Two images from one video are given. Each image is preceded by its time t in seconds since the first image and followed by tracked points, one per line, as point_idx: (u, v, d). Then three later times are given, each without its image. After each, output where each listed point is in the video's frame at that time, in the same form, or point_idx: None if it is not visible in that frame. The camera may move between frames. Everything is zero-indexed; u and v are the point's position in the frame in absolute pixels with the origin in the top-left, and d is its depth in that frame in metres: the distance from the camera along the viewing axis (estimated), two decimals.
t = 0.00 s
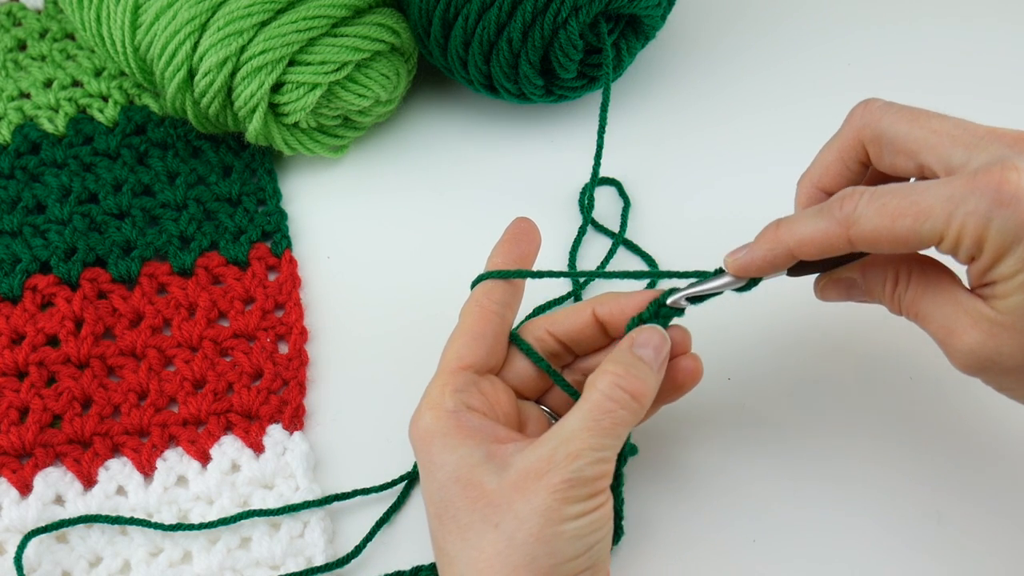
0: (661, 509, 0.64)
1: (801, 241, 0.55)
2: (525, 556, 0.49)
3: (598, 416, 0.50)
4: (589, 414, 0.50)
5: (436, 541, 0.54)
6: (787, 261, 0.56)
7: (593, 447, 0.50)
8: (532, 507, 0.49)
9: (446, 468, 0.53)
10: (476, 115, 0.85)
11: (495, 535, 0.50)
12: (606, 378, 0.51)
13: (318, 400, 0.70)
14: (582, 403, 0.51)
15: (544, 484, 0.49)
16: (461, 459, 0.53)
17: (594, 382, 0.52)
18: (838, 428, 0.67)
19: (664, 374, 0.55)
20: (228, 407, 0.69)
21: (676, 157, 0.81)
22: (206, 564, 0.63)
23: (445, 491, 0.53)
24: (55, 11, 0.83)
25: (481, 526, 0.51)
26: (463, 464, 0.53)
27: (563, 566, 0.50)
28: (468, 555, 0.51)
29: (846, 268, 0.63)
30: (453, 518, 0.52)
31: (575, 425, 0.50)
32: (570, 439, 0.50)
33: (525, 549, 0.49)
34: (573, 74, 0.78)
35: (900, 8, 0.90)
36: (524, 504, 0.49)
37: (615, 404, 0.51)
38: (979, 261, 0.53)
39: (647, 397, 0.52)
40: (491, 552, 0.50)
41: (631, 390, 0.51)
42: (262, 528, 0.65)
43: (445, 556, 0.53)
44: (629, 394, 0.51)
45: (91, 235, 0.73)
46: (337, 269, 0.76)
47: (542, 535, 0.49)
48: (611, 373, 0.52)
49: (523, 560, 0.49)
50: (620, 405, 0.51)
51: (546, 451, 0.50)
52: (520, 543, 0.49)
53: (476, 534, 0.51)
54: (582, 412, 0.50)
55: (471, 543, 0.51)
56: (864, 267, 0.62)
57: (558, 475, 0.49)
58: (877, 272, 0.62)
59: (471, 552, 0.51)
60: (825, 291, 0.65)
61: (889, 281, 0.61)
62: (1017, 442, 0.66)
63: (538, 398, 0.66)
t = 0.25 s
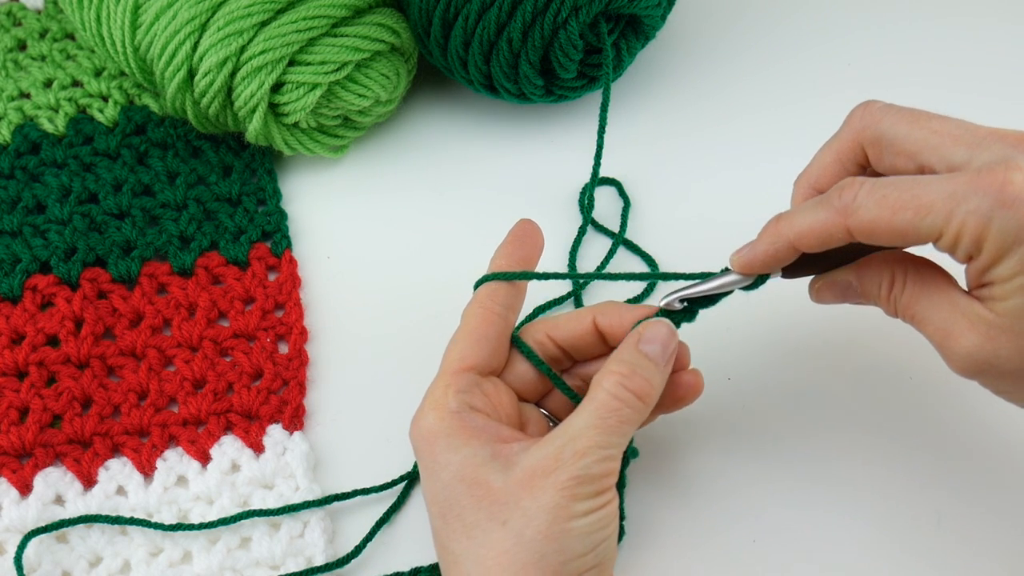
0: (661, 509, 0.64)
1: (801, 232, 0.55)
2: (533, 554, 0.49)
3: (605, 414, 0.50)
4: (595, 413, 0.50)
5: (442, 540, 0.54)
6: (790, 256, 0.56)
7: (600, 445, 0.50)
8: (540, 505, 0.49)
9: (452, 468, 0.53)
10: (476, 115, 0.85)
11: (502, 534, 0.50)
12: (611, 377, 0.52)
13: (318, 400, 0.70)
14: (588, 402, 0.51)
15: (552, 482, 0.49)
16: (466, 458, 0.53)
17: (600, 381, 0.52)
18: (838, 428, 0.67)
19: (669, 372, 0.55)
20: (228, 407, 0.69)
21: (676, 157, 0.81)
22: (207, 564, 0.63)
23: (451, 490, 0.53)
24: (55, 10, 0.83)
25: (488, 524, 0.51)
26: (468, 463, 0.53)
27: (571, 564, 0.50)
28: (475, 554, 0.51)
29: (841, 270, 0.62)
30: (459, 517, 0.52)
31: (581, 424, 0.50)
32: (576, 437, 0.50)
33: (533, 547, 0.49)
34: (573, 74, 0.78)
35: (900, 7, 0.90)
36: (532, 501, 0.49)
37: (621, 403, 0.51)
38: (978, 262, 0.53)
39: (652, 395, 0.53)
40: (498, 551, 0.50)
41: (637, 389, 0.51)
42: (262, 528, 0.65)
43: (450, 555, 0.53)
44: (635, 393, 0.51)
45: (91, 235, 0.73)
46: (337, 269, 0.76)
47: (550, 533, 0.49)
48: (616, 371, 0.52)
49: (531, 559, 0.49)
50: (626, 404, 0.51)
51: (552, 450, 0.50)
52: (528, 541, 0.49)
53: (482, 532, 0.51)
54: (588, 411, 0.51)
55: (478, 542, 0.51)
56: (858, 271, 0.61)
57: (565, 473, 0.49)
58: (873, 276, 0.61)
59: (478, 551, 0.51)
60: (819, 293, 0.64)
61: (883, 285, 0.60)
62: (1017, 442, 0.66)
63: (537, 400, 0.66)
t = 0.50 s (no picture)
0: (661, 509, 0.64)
1: (791, 234, 0.56)
2: (589, 544, 0.50)
3: (652, 409, 0.51)
4: (643, 405, 0.51)
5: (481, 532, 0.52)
6: (783, 258, 0.58)
7: (650, 437, 0.50)
8: (595, 497, 0.49)
9: (493, 459, 0.52)
10: (476, 115, 0.85)
11: (556, 526, 0.50)
12: (656, 370, 0.52)
13: (318, 400, 0.70)
14: (629, 394, 0.51)
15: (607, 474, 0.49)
16: (508, 449, 0.52)
17: (641, 374, 0.52)
18: (838, 428, 0.67)
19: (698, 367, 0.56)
20: (228, 407, 0.69)
21: (676, 157, 0.81)
22: (206, 564, 0.63)
23: (493, 481, 0.52)
24: (55, 10, 0.83)
25: (539, 516, 0.50)
26: (511, 454, 0.51)
27: (622, 555, 0.51)
28: (526, 546, 0.50)
29: (834, 276, 0.61)
30: (505, 508, 0.51)
31: (628, 417, 0.50)
32: (626, 429, 0.50)
33: (590, 538, 0.49)
34: (573, 74, 0.78)
35: (900, 7, 0.90)
36: (584, 494, 0.49)
37: (665, 398, 0.52)
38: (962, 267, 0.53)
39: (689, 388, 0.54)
40: (554, 543, 0.50)
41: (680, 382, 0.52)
42: (262, 528, 0.65)
43: (494, 547, 0.52)
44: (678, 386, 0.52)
45: (91, 235, 0.73)
46: (337, 269, 0.76)
47: (606, 524, 0.50)
48: (658, 364, 0.52)
49: (588, 550, 0.50)
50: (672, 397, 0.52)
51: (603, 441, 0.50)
52: (585, 532, 0.49)
53: (534, 524, 0.50)
54: (636, 403, 0.51)
55: (530, 534, 0.50)
56: (847, 279, 0.60)
57: (618, 465, 0.49)
58: (862, 283, 0.60)
59: (529, 543, 0.50)
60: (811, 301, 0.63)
61: (873, 293, 0.59)
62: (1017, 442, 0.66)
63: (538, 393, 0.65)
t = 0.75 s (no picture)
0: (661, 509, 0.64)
1: (803, 177, 0.64)
2: (631, 541, 0.50)
3: (697, 408, 0.50)
4: (689, 405, 0.50)
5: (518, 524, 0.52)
6: (794, 207, 0.66)
7: (694, 437, 0.50)
8: (640, 496, 0.49)
9: (536, 453, 0.51)
10: (476, 115, 0.85)
11: (599, 523, 0.50)
12: (703, 368, 0.51)
13: (318, 400, 0.70)
14: (675, 392, 0.51)
15: (651, 474, 0.49)
16: (553, 443, 0.50)
17: (687, 371, 0.52)
18: (839, 428, 0.67)
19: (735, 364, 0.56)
20: (228, 407, 0.69)
21: (676, 157, 0.81)
22: (206, 564, 0.63)
23: (535, 476, 0.51)
24: (55, 11, 0.83)
25: (583, 513, 0.50)
26: (556, 449, 0.50)
27: (661, 553, 0.52)
28: (569, 541, 0.51)
29: (841, 246, 0.59)
30: (548, 503, 0.51)
31: (675, 416, 0.50)
32: (671, 429, 0.50)
33: (632, 535, 0.50)
34: (573, 74, 0.78)
35: (900, 7, 0.90)
36: (629, 493, 0.49)
37: (710, 396, 0.51)
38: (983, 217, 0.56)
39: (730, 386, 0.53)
40: (597, 540, 0.50)
41: (724, 382, 0.52)
42: (262, 528, 0.65)
43: (534, 540, 0.52)
44: (723, 386, 0.52)
45: (91, 235, 0.73)
46: (337, 269, 0.76)
47: (648, 523, 0.50)
48: (703, 362, 0.52)
49: (630, 547, 0.50)
50: (716, 397, 0.52)
51: (650, 440, 0.50)
52: (627, 530, 0.50)
53: (577, 521, 0.50)
54: (683, 401, 0.50)
55: (572, 528, 0.51)
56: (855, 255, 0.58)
57: (664, 465, 0.49)
58: (870, 257, 0.57)
59: (572, 538, 0.51)
60: (811, 271, 0.59)
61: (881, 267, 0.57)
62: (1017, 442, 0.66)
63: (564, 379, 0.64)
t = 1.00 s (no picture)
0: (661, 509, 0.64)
1: (794, 162, 0.65)
2: (617, 542, 0.50)
3: (694, 411, 0.50)
4: (686, 408, 0.50)
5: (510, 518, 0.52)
6: (779, 192, 0.66)
7: (689, 442, 0.50)
8: (628, 497, 0.49)
9: (529, 447, 0.51)
10: (477, 115, 0.85)
11: (585, 522, 0.50)
12: (703, 373, 0.51)
13: (318, 400, 0.70)
14: (673, 394, 0.51)
15: (640, 475, 0.49)
16: (546, 438, 0.51)
17: (687, 374, 0.52)
18: (838, 428, 0.67)
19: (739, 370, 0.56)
20: (228, 407, 0.69)
21: (676, 157, 0.81)
22: (206, 564, 0.63)
23: (528, 470, 0.51)
24: (55, 11, 0.83)
25: (571, 511, 0.50)
26: (549, 444, 0.51)
27: (649, 556, 0.52)
28: (555, 539, 0.50)
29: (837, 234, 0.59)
30: (538, 499, 0.51)
31: (670, 418, 0.50)
32: (665, 431, 0.49)
33: (618, 536, 0.50)
34: (573, 74, 0.78)
35: (899, 6, 0.90)
36: (617, 492, 0.49)
37: (709, 402, 0.51)
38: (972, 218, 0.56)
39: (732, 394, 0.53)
40: (583, 539, 0.50)
41: (725, 388, 0.52)
42: (262, 528, 0.65)
43: (523, 537, 0.52)
44: (724, 392, 0.51)
45: (91, 235, 0.73)
46: (337, 269, 0.76)
47: (635, 525, 0.50)
48: (704, 366, 0.52)
49: (615, 548, 0.50)
50: (714, 402, 0.51)
51: (643, 441, 0.49)
52: (613, 531, 0.49)
53: (564, 518, 0.50)
54: (680, 405, 0.50)
55: (559, 526, 0.50)
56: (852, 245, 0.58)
57: (655, 467, 0.49)
58: (866, 247, 0.57)
59: (559, 536, 0.50)
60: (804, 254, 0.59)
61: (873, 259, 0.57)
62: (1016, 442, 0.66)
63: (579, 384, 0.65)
